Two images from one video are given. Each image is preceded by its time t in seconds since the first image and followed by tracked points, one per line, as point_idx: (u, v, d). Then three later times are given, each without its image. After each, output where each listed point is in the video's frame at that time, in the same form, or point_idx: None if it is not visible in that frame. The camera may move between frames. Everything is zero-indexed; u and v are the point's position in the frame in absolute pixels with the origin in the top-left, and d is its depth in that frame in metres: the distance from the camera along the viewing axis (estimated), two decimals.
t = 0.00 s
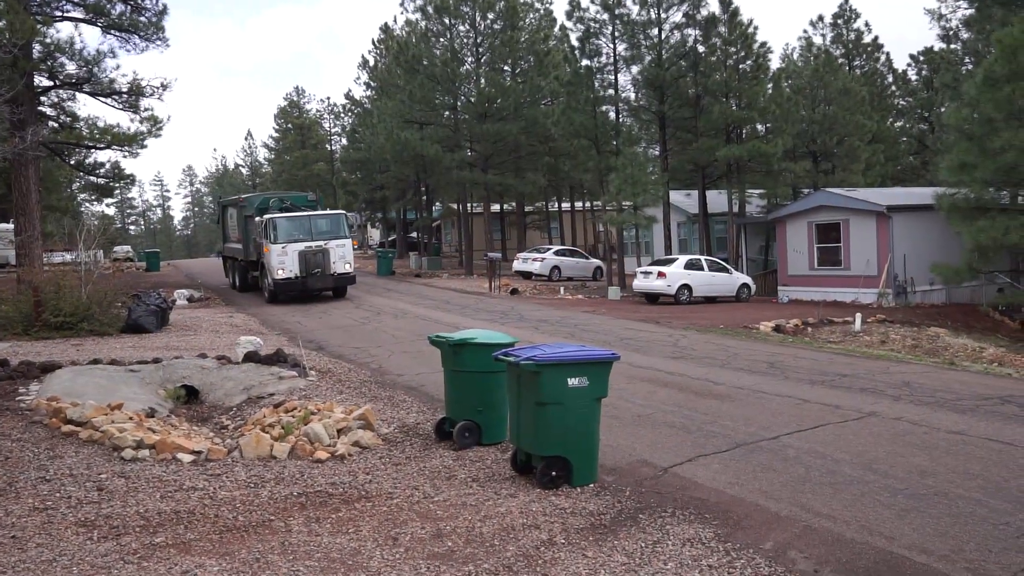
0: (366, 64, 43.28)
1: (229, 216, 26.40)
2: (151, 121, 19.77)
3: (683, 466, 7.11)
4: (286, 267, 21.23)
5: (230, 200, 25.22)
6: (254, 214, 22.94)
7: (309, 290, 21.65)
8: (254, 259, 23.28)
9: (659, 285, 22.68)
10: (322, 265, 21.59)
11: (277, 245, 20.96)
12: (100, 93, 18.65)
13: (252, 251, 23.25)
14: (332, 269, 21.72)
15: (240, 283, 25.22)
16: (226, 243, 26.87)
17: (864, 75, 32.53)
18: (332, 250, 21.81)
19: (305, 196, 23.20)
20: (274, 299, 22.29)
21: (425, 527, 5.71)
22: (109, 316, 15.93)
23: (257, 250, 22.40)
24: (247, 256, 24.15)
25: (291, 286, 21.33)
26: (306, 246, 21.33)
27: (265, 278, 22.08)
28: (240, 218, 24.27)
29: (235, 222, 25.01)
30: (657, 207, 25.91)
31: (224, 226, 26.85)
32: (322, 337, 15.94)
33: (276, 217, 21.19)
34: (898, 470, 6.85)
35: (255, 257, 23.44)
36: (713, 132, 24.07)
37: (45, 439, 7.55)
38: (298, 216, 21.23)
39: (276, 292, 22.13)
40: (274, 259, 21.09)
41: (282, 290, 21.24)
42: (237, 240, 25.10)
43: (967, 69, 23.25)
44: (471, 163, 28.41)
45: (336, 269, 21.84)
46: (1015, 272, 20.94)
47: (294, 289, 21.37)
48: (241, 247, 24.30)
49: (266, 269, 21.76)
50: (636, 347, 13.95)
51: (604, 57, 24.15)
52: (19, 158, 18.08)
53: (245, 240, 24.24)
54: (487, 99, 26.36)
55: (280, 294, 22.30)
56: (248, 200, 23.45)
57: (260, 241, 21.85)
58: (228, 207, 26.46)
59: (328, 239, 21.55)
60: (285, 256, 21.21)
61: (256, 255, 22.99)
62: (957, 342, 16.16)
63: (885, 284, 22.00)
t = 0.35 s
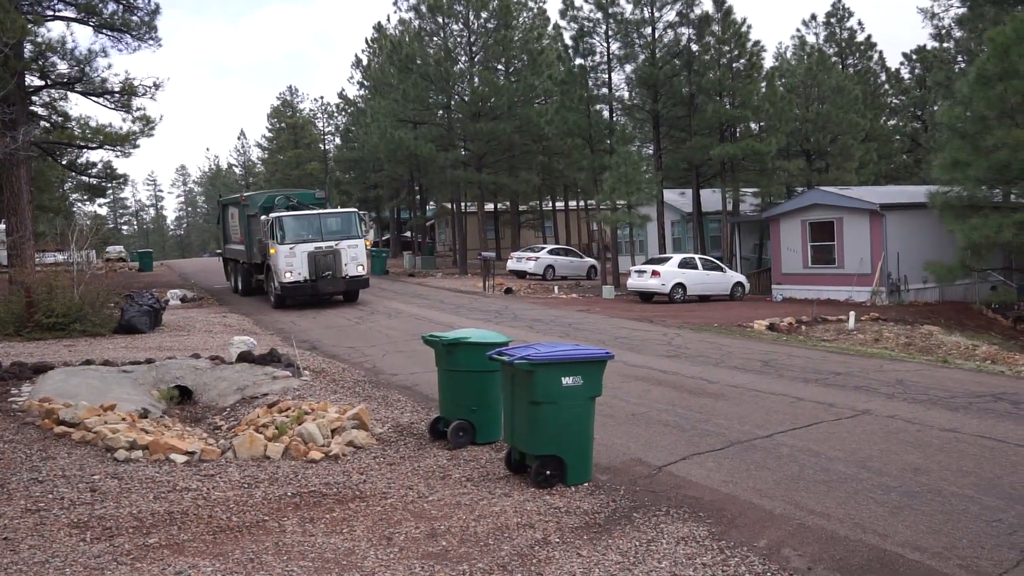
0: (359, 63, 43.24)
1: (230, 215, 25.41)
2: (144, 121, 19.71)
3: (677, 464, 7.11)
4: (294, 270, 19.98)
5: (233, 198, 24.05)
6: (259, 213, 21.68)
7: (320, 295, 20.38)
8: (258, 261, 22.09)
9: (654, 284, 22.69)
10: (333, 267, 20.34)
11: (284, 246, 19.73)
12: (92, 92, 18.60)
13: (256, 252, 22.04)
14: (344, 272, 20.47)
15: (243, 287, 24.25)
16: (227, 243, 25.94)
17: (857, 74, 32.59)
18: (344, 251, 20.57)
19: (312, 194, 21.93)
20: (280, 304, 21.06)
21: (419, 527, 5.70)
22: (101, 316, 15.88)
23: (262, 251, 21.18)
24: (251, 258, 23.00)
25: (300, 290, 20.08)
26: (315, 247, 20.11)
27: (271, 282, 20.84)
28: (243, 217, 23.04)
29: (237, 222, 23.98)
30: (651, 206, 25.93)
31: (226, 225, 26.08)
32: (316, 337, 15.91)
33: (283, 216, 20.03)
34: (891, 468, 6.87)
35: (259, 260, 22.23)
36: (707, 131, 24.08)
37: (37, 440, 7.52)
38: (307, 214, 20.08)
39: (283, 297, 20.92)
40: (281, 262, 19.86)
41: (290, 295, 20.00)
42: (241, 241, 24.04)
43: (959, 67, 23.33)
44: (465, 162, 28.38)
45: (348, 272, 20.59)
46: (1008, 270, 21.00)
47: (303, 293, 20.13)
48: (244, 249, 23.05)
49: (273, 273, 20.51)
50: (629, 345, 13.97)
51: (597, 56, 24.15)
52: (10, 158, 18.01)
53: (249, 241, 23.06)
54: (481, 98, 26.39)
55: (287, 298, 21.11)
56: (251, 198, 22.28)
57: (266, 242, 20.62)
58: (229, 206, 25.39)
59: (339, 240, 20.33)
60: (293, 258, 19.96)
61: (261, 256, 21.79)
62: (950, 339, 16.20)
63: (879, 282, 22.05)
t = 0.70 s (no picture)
0: (353, 62, 43.20)
1: (232, 214, 24.01)
2: (137, 120, 19.66)
3: (671, 463, 7.13)
4: (305, 273, 18.52)
5: (236, 196, 22.61)
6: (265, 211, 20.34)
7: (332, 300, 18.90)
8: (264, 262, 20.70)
9: (648, 282, 22.73)
10: (346, 270, 18.85)
11: (293, 247, 18.29)
12: (85, 92, 18.56)
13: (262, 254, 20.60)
14: (358, 275, 18.96)
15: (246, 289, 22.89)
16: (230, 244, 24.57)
17: (851, 73, 32.66)
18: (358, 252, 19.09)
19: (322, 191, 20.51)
20: (290, 309, 19.62)
21: (414, 526, 5.71)
22: (95, 316, 15.83)
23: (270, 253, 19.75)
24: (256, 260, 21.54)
25: (310, 295, 18.65)
26: (327, 247, 18.61)
27: (280, 286, 19.42)
28: (248, 217, 21.57)
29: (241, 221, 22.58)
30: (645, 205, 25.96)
31: (228, 224, 24.80)
32: (311, 337, 15.90)
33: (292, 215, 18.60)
34: (885, 466, 6.89)
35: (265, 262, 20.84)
36: (701, 129, 24.10)
37: (31, 440, 7.51)
38: (317, 213, 18.65)
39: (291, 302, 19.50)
40: (291, 265, 18.42)
41: (301, 301, 18.57)
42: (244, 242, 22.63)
43: (953, 66, 23.41)
44: (460, 161, 28.36)
45: (363, 275, 19.07)
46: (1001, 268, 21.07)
47: (314, 298, 18.68)
48: (249, 250, 21.71)
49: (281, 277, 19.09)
50: (624, 344, 13.99)
51: (592, 55, 24.14)
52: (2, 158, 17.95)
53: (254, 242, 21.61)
54: (476, 97, 26.34)
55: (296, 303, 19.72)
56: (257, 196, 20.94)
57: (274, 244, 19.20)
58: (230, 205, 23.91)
59: (353, 240, 18.84)
60: (303, 260, 18.50)
61: (266, 258, 20.35)
62: (944, 338, 16.25)
63: (872, 280, 22.11)
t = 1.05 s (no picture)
0: (345, 61, 43.16)
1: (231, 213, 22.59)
2: (128, 119, 19.60)
3: (664, 462, 7.13)
4: (315, 276, 17.06)
5: (236, 194, 21.02)
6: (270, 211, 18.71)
7: (344, 306, 17.40)
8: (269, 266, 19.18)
9: (641, 282, 22.76)
10: (360, 272, 17.37)
11: (303, 248, 16.85)
12: (76, 91, 18.48)
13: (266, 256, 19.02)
14: (373, 277, 17.48)
15: (249, 292, 21.54)
16: (231, 245, 23.16)
17: (842, 73, 32.81)
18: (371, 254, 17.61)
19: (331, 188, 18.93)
20: (298, 315, 18.15)
21: (407, 526, 5.70)
22: (86, 316, 15.76)
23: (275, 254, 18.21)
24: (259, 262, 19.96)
25: (321, 300, 17.16)
26: (339, 248, 17.15)
27: (288, 290, 17.93)
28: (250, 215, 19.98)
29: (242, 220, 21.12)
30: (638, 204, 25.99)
31: (229, 224, 23.26)
32: (303, 337, 15.87)
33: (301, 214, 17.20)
34: (877, 464, 6.91)
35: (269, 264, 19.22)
36: (694, 129, 24.12)
37: (22, 442, 7.47)
38: (327, 211, 17.25)
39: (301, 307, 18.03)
40: (300, 267, 16.93)
41: (311, 306, 17.11)
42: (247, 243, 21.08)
43: (943, 66, 23.52)
44: (452, 161, 28.33)
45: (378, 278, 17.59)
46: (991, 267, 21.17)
47: (326, 303, 17.17)
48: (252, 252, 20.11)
49: (290, 281, 17.59)
50: (616, 344, 14.01)
51: (584, 55, 24.14)
52: None
53: (256, 243, 20.02)
54: (468, 97, 26.32)
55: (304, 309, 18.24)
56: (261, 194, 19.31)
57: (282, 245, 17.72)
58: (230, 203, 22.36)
59: (367, 239, 17.39)
60: (314, 262, 17.03)
61: (271, 260, 18.76)
62: (935, 337, 16.30)
63: (863, 279, 22.18)
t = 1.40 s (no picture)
0: (340, 61, 43.11)
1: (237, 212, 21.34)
2: (122, 119, 19.54)
3: (658, 462, 7.14)
4: (330, 279, 15.45)
5: (245, 191, 19.86)
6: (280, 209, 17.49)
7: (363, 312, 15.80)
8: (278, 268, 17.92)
9: (635, 281, 22.78)
10: (379, 275, 15.77)
11: (317, 248, 15.29)
12: (69, 91, 18.42)
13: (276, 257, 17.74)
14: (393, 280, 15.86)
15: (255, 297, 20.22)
16: (236, 246, 21.92)
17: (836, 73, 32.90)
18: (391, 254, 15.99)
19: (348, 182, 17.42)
20: (310, 322, 16.70)
21: (402, 526, 5.70)
22: (80, 317, 15.70)
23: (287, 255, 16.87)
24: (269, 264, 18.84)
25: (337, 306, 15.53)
26: (356, 248, 15.56)
27: (301, 295, 16.46)
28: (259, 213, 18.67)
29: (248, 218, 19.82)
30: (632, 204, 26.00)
31: (234, 222, 21.93)
32: (297, 337, 15.84)
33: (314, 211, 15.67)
34: (870, 463, 6.94)
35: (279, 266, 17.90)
36: (688, 129, 24.13)
37: (15, 442, 7.44)
38: (342, 208, 15.70)
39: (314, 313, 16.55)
40: (314, 269, 15.37)
41: (327, 312, 15.51)
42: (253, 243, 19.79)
43: (936, 65, 23.60)
44: (447, 160, 28.31)
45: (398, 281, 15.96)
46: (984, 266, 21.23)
47: (342, 309, 15.54)
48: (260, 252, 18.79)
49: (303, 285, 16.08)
50: (610, 343, 14.02)
51: (578, 54, 24.15)
52: None
53: (265, 243, 18.88)
54: (463, 97, 26.32)
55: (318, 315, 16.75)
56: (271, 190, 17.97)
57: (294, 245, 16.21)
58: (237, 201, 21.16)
59: (386, 238, 15.78)
60: (329, 264, 15.44)
61: (281, 262, 17.45)
62: (929, 336, 16.33)
63: (857, 278, 22.23)
